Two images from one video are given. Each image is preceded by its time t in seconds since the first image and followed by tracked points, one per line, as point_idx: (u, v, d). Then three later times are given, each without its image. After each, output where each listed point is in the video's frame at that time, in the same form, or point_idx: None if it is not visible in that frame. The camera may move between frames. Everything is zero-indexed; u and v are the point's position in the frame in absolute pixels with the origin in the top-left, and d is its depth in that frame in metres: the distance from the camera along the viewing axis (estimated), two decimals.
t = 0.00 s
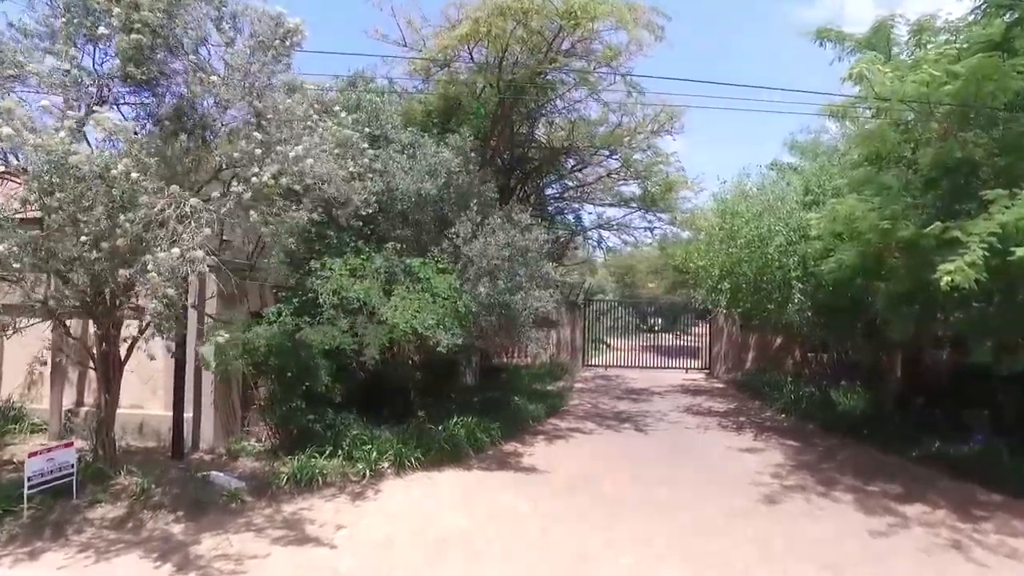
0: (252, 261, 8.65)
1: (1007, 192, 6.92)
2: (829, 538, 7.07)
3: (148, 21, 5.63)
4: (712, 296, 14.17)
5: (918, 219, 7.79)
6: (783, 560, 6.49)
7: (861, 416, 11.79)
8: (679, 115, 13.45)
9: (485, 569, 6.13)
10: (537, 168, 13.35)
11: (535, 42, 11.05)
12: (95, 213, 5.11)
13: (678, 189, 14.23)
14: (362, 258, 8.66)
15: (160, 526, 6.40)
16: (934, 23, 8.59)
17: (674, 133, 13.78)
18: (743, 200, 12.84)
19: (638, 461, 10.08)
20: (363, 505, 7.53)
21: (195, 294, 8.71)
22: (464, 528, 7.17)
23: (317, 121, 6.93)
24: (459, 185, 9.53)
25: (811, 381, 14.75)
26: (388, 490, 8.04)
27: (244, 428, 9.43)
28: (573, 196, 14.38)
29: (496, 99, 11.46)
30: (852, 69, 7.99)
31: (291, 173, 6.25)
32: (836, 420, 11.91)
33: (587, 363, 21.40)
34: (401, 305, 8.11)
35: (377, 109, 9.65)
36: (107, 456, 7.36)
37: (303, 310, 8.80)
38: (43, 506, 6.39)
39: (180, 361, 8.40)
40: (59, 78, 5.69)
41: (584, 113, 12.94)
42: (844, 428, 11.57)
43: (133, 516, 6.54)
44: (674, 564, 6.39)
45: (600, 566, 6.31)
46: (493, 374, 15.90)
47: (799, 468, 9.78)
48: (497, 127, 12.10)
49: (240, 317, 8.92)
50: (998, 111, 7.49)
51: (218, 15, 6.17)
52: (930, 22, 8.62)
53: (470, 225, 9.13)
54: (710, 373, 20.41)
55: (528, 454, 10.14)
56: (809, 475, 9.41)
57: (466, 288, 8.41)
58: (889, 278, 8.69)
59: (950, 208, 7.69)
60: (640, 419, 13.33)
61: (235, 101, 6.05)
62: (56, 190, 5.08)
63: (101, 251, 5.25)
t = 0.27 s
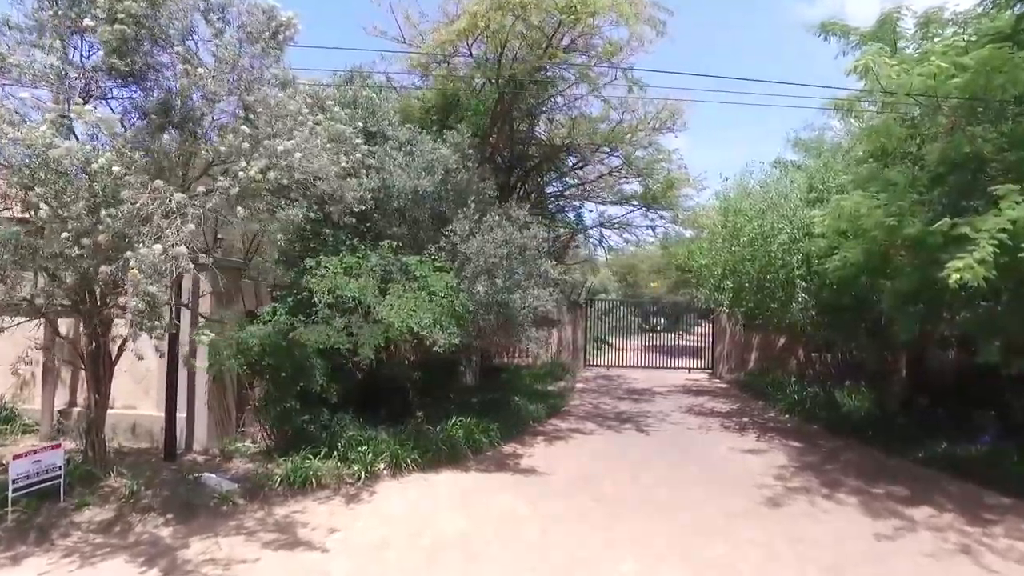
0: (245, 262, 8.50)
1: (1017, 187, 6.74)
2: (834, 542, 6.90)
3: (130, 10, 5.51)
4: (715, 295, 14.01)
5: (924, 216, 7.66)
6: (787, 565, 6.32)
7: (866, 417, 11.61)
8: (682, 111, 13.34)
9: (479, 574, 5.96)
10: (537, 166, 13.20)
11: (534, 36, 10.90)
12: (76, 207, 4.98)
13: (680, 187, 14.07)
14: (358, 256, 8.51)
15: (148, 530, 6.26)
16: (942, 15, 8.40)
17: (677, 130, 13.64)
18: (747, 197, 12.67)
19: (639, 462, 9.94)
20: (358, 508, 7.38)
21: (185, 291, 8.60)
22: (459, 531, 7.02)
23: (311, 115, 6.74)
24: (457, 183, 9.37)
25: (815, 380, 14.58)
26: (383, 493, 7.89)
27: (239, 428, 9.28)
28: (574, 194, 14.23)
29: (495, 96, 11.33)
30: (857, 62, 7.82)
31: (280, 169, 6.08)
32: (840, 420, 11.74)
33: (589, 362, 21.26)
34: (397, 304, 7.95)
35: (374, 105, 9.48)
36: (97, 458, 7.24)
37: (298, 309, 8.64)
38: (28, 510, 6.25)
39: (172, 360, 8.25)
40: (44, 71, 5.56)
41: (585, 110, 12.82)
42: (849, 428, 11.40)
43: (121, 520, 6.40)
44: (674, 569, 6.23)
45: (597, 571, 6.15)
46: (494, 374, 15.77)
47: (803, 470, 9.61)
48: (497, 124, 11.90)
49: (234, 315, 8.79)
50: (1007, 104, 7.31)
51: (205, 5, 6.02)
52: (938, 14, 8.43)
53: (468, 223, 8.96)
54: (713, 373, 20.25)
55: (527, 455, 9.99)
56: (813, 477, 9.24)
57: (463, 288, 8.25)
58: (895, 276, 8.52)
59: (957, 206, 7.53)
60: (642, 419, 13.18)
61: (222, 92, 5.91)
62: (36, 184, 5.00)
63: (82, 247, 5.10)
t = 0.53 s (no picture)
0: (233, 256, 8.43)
1: None
2: (836, 548, 6.72)
3: None
4: (715, 295, 13.84)
5: (929, 213, 7.50)
6: (788, 572, 6.14)
7: (868, 418, 11.43)
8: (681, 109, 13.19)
9: None
10: (535, 163, 13.02)
11: (531, 32, 10.75)
12: (48, 204, 4.86)
13: (680, 185, 13.89)
14: (350, 255, 8.35)
15: (131, 535, 6.10)
16: (946, 7, 8.22)
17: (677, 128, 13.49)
18: (748, 195, 12.48)
19: (637, 464, 9.77)
20: (348, 513, 7.22)
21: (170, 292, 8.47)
22: (449, 535, 6.86)
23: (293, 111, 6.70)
24: (452, 180, 9.21)
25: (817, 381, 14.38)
26: (375, 496, 7.73)
27: (230, 430, 9.10)
28: (573, 192, 14.05)
29: (492, 93, 11.17)
30: (860, 54, 7.64)
31: (263, 165, 5.97)
32: (843, 422, 11.56)
33: (589, 362, 21.09)
34: (388, 304, 7.80)
35: (367, 102, 9.32)
36: (82, 461, 7.08)
37: (289, 309, 8.50)
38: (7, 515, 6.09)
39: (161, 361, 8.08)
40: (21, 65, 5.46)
41: (584, 108, 12.66)
42: (851, 430, 11.22)
43: (103, 525, 6.24)
44: None
45: None
46: (492, 375, 15.61)
47: (804, 472, 9.43)
48: (495, 120, 11.69)
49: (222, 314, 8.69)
50: (1014, 98, 7.15)
51: None
52: (942, 6, 8.25)
53: (462, 221, 8.79)
54: (714, 373, 20.08)
55: (523, 457, 9.82)
56: (815, 480, 9.06)
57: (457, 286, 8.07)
58: (898, 275, 8.34)
59: (961, 203, 7.40)
60: (641, 420, 13.01)
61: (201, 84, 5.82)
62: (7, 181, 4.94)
63: (54, 244, 5.00)
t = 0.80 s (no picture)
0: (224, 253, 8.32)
1: None
2: (836, 554, 6.54)
3: None
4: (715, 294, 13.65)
5: (931, 211, 7.36)
6: None
7: (870, 419, 11.25)
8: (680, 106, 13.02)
9: None
10: (532, 161, 12.85)
11: (527, 28, 10.58)
12: (14, 200, 4.87)
13: (678, 182, 13.72)
14: (340, 254, 8.19)
15: (110, 542, 5.95)
16: None
17: (676, 125, 13.33)
18: (747, 194, 12.31)
19: (634, 467, 9.59)
20: (336, 517, 7.05)
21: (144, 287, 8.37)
22: (438, 541, 6.69)
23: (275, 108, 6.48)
24: (445, 178, 9.03)
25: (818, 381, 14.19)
26: (364, 501, 7.56)
27: (219, 432, 8.84)
28: (570, 191, 13.87)
29: (487, 89, 11.00)
30: (861, 46, 7.44)
31: (240, 161, 5.89)
32: (844, 423, 11.38)
33: (589, 363, 20.91)
34: (378, 303, 7.65)
35: (358, 98, 9.10)
36: (62, 466, 6.92)
37: (278, 310, 8.35)
38: None
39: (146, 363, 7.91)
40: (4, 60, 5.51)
41: (581, 105, 12.50)
42: (852, 432, 11.04)
43: (82, 531, 6.09)
44: None
45: None
46: (490, 375, 15.44)
47: (805, 475, 9.26)
48: (490, 117, 11.53)
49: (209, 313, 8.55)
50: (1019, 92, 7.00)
51: None
52: None
53: (455, 219, 8.62)
54: (714, 374, 19.90)
55: (518, 460, 9.65)
56: (815, 483, 8.88)
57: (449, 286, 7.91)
58: (898, 273, 8.17)
59: (966, 200, 7.32)
60: (639, 422, 12.83)
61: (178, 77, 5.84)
62: None
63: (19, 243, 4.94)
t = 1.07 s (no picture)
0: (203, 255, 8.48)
1: None
2: (834, 559, 6.37)
3: None
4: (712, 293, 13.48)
5: (931, 207, 7.20)
6: None
7: (870, 420, 11.07)
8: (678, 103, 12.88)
9: None
10: (526, 158, 12.66)
11: (521, 22, 10.41)
12: None
13: (674, 179, 13.56)
14: (327, 252, 8.03)
15: (85, 548, 5.80)
16: None
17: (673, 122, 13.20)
18: (745, 192, 12.14)
19: (629, 469, 9.42)
20: (321, 521, 6.87)
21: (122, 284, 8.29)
22: (425, 545, 6.52)
23: (252, 103, 6.72)
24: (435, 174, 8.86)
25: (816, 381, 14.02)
26: (351, 504, 7.38)
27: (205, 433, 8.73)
28: (566, 188, 13.70)
29: (480, 85, 10.85)
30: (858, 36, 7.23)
31: (214, 153, 6.18)
32: (843, 424, 11.20)
33: (587, 363, 20.74)
34: (365, 302, 7.49)
35: (347, 93, 8.92)
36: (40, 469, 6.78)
37: (264, 308, 8.20)
38: None
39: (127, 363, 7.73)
40: None
41: (576, 101, 12.37)
42: (852, 433, 10.86)
43: (57, 537, 5.94)
44: None
45: None
46: (486, 376, 15.27)
47: (803, 477, 9.08)
48: (483, 113, 11.37)
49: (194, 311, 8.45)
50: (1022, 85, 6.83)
51: None
52: None
53: (445, 216, 8.44)
54: (714, 374, 19.71)
55: (511, 462, 9.47)
56: (814, 485, 8.71)
57: (438, 285, 7.73)
58: (898, 271, 7.99)
59: (965, 197, 7.15)
60: (636, 423, 12.66)
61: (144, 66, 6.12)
62: None
63: None
